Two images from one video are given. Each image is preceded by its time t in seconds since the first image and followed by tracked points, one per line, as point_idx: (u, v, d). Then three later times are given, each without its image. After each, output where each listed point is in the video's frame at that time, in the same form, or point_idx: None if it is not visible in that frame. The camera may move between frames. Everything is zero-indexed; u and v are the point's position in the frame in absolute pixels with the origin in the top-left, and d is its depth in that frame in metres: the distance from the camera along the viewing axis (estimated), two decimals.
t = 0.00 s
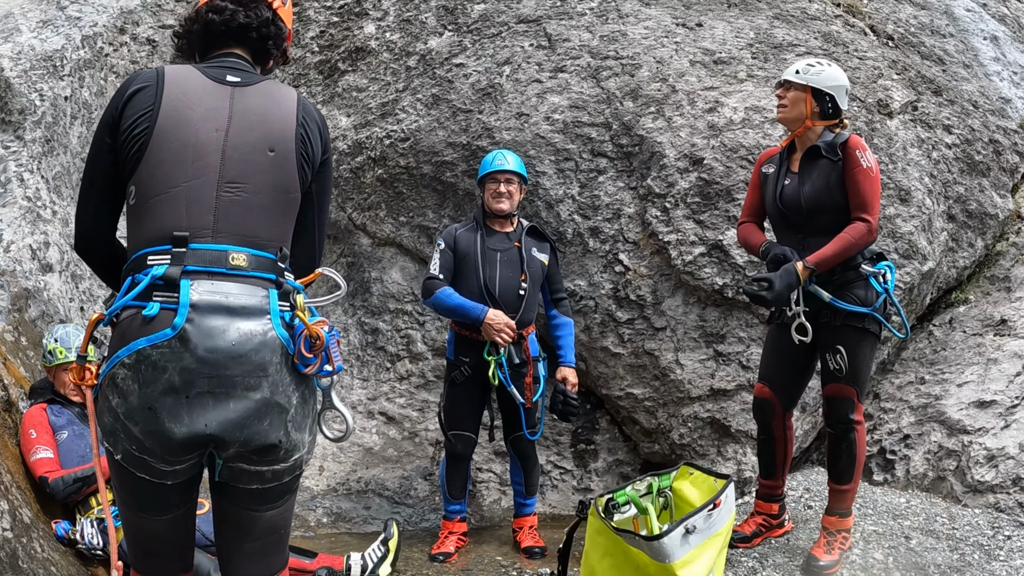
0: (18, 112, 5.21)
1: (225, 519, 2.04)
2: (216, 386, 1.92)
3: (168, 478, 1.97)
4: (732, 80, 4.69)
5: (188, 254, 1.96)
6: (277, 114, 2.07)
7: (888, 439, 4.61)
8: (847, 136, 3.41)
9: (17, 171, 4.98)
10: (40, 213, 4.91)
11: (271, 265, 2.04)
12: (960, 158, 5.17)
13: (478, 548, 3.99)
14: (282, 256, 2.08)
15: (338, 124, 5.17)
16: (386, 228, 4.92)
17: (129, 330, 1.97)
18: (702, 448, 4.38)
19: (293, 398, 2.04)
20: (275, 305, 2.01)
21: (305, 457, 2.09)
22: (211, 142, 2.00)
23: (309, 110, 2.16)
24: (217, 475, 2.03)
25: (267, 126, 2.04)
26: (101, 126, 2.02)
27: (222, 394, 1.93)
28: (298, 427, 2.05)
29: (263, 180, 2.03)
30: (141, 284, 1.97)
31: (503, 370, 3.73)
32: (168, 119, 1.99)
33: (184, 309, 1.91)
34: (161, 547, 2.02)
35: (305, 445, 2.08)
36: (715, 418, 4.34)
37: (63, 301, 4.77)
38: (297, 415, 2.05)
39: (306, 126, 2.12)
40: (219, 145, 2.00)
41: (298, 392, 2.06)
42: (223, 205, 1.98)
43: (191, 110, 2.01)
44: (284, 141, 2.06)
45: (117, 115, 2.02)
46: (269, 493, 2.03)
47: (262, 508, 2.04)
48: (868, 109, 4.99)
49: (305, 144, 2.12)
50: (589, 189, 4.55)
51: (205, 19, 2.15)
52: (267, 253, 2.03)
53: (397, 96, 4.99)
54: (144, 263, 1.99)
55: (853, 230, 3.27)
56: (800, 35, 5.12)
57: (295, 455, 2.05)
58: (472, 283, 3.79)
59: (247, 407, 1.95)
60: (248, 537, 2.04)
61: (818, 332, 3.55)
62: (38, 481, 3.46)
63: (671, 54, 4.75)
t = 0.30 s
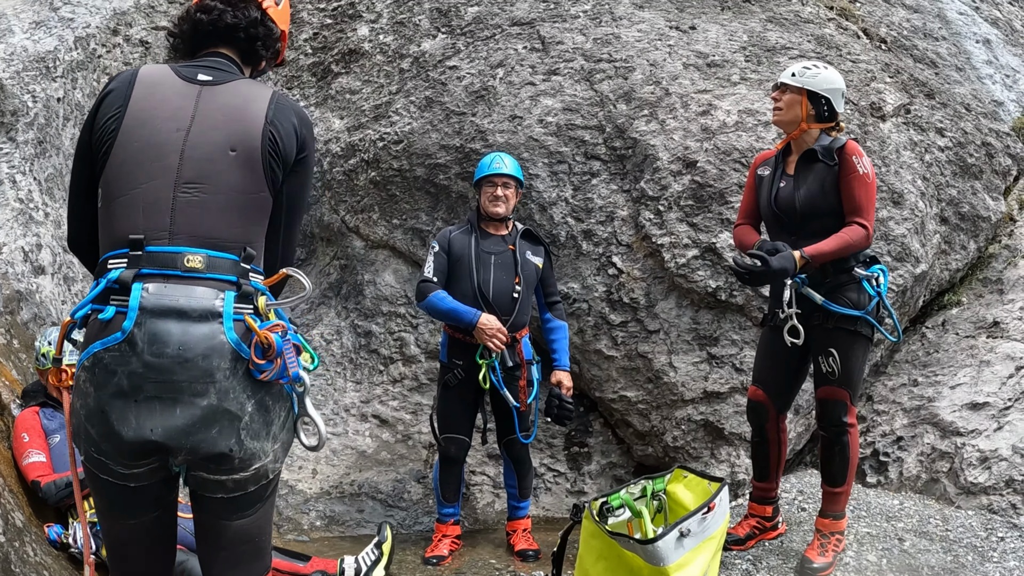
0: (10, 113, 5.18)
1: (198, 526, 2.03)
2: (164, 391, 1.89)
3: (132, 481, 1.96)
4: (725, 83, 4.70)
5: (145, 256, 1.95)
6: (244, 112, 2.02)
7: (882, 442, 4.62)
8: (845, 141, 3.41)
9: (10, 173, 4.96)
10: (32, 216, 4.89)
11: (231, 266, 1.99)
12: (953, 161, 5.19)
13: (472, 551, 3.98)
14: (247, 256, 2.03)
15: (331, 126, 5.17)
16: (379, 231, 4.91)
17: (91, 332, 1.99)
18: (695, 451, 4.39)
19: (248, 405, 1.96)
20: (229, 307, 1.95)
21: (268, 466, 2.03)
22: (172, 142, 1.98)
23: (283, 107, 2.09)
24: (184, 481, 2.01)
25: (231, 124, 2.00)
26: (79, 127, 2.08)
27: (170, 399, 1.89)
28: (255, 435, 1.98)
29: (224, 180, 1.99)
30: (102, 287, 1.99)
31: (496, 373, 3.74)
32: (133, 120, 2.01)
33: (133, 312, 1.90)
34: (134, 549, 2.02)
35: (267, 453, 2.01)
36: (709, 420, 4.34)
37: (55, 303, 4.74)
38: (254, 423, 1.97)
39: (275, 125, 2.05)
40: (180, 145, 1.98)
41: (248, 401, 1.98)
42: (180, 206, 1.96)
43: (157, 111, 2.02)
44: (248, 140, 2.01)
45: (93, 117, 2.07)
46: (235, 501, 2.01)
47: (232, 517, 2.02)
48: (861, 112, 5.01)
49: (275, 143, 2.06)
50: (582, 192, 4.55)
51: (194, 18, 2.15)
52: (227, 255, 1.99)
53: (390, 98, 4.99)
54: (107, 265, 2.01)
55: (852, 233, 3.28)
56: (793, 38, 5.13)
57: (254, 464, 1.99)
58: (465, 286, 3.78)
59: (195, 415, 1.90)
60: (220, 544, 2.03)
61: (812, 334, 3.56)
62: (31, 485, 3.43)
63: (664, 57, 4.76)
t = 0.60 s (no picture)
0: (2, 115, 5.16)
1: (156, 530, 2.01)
2: (99, 395, 1.86)
3: (83, 478, 1.94)
4: (717, 86, 4.72)
5: (90, 260, 1.95)
6: (189, 110, 1.98)
7: (874, 444, 4.63)
8: (839, 144, 3.43)
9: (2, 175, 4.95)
10: (24, 218, 4.87)
11: (176, 269, 1.96)
12: (945, 164, 5.21)
13: (465, 554, 3.97)
14: (193, 258, 1.99)
15: (323, 129, 5.17)
16: (372, 234, 4.91)
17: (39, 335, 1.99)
18: (688, 454, 4.40)
19: (185, 414, 1.91)
20: (167, 311, 1.91)
21: (212, 473, 1.98)
22: (116, 145, 1.97)
23: (234, 103, 2.03)
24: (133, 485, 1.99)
25: (175, 124, 1.96)
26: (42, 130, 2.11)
27: (105, 403, 1.86)
28: (192, 442, 1.93)
29: (167, 181, 1.95)
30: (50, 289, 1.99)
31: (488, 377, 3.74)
32: (83, 122, 2.01)
33: (72, 314, 1.89)
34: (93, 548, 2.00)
35: (209, 460, 1.96)
36: (702, 423, 4.36)
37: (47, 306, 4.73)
38: (191, 432, 1.92)
39: (223, 123, 1.99)
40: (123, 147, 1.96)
41: (198, 411, 1.94)
42: (122, 208, 1.94)
43: (107, 112, 2.00)
44: (192, 140, 1.96)
45: (54, 120, 2.09)
46: (189, 507, 1.98)
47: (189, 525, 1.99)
48: (854, 116, 5.02)
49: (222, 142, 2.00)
50: (575, 195, 4.56)
51: (156, 14, 2.13)
52: (172, 258, 1.96)
53: (383, 101, 4.98)
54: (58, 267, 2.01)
55: (845, 235, 3.29)
56: (786, 41, 5.14)
57: (196, 471, 1.94)
58: (459, 289, 3.78)
59: (130, 422, 1.86)
60: (178, 550, 2.00)
61: (805, 337, 3.57)
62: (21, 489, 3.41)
63: (657, 60, 4.77)
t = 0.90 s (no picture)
0: None
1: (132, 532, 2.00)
2: (59, 403, 1.85)
3: (55, 479, 1.93)
4: (710, 89, 4.73)
5: (51, 267, 1.93)
6: (143, 113, 1.94)
7: (867, 445, 4.63)
8: (833, 145, 3.44)
9: None
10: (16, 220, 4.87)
11: (136, 275, 1.93)
12: (937, 166, 5.23)
13: (457, 557, 3.97)
14: (154, 263, 1.96)
15: (316, 131, 5.16)
16: (364, 236, 4.91)
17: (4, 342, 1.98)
18: (681, 456, 4.40)
19: (144, 420, 1.89)
20: (123, 318, 1.88)
21: (177, 479, 1.96)
22: (72, 150, 1.94)
23: (190, 103, 1.99)
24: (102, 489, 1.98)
25: (130, 127, 1.93)
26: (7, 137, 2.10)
27: (65, 409, 1.85)
28: (153, 448, 1.91)
29: (122, 187, 1.92)
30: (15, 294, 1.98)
31: (487, 378, 3.72)
32: (41, 128, 1.99)
33: (33, 321, 1.88)
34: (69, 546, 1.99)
35: (171, 466, 1.94)
36: (694, 425, 4.36)
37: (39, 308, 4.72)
38: (150, 437, 1.90)
39: (178, 124, 1.96)
40: (79, 153, 1.94)
41: (163, 416, 1.92)
42: (80, 215, 1.92)
43: (64, 118, 1.98)
44: (145, 143, 1.92)
45: (17, 126, 2.08)
46: (159, 512, 1.97)
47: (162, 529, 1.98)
48: (846, 118, 5.03)
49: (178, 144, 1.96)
50: (568, 198, 4.56)
51: (115, 11, 2.11)
52: (132, 264, 1.94)
53: (376, 103, 4.98)
54: (24, 275, 2.00)
55: (836, 238, 3.30)
56: (778, 44, 5.15)
57: (158, 477, 1.92)
58: (453, 291, 3.78)
59: (90, 430, 1.85)
60: (152, 552, 2.00)
61: (798, 338, 3.57)
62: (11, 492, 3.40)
63: (650, 63, 4.78)
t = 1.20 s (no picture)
0: None
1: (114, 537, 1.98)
2: (27, 408, 1.82)
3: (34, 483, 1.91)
4: (703, 91, 4.74)
5: (24, 270, 1.93)
6: (108, 111, 1.92)
7: (859, 447, 4.64)
8: (828, 148, 3.45)
9: None
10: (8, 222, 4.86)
11: (105, 276, 1.91)
12: (929, 169, 5.25)
13: (449, 560, 3.96)
14: (123, 263, 1.93)
15: (308, 133, 5.15)
16: (357, 238, 4.90)
17: None
18: (674, 458, 4.40)
19: (113, 423, 1.86)
20: (90, 319, 1.85)
21: (150, 484, 1.92)
22: (42, 152, 1.94)
23: (156, 98, 1.96)
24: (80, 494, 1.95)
25: (94, 127, 1.91)
26: None
27: (35, 415, 1.82)
28: (123, 452, 1.87)
29: (89, 186, 1.90)
30: None
31: (477, 381, 3.71)
32: (14, 131, 1.99)
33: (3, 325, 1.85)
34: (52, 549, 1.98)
35: (143, 471, 1.90)
36: (687, 428, 4.36)
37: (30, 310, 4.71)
38: (119, 441, 1.87)
39: (142, 121, 1.92)
40: (47, 154, 1.93)
41: (132, 419, 1.89)
42: (49, 216, 1.91)
43: (34, 120, 1.98)
44: (109, 140, 1.90)
45: None
46: (136, 517, 1.94)
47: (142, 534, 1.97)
48: (838, 121, 5.05)
49: (144, 141, 1.93)
50: (560, 200, 4.56)
51: (88, 13, 2.09)
52: (103, 265, 1.91)
53: (369, 105, 4.98)
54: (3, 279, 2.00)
55: (834, 240, 3.31)
56: (770, 47, 5.17)
57: (132, 482, 1.89)
58: (442, 293, 3.79)
59: (60, 435, 1.82)
60: (132, 555, 1.99)
61: (790, 340, 3.57)
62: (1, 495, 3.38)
63: (643, 66, 4.79)
